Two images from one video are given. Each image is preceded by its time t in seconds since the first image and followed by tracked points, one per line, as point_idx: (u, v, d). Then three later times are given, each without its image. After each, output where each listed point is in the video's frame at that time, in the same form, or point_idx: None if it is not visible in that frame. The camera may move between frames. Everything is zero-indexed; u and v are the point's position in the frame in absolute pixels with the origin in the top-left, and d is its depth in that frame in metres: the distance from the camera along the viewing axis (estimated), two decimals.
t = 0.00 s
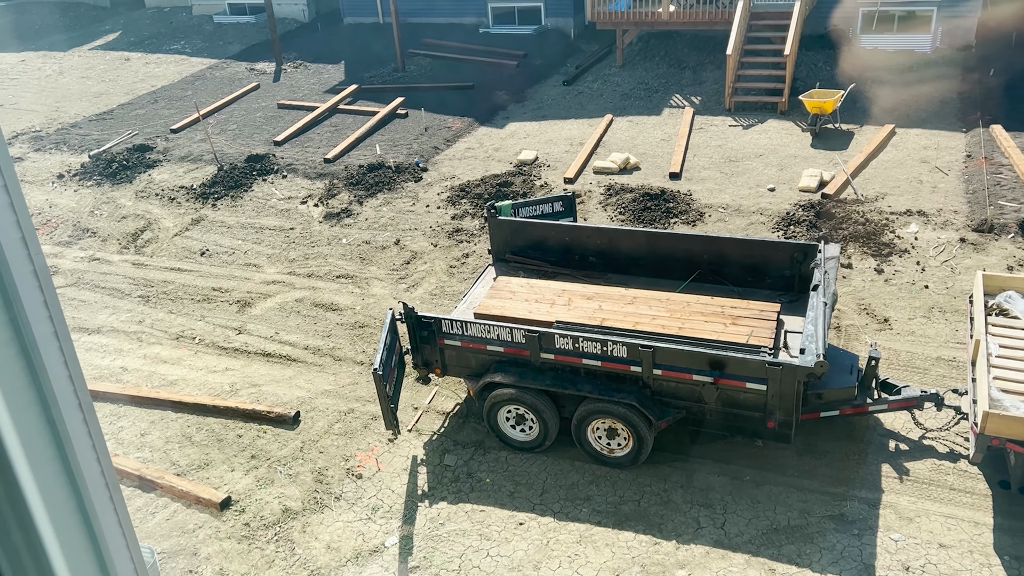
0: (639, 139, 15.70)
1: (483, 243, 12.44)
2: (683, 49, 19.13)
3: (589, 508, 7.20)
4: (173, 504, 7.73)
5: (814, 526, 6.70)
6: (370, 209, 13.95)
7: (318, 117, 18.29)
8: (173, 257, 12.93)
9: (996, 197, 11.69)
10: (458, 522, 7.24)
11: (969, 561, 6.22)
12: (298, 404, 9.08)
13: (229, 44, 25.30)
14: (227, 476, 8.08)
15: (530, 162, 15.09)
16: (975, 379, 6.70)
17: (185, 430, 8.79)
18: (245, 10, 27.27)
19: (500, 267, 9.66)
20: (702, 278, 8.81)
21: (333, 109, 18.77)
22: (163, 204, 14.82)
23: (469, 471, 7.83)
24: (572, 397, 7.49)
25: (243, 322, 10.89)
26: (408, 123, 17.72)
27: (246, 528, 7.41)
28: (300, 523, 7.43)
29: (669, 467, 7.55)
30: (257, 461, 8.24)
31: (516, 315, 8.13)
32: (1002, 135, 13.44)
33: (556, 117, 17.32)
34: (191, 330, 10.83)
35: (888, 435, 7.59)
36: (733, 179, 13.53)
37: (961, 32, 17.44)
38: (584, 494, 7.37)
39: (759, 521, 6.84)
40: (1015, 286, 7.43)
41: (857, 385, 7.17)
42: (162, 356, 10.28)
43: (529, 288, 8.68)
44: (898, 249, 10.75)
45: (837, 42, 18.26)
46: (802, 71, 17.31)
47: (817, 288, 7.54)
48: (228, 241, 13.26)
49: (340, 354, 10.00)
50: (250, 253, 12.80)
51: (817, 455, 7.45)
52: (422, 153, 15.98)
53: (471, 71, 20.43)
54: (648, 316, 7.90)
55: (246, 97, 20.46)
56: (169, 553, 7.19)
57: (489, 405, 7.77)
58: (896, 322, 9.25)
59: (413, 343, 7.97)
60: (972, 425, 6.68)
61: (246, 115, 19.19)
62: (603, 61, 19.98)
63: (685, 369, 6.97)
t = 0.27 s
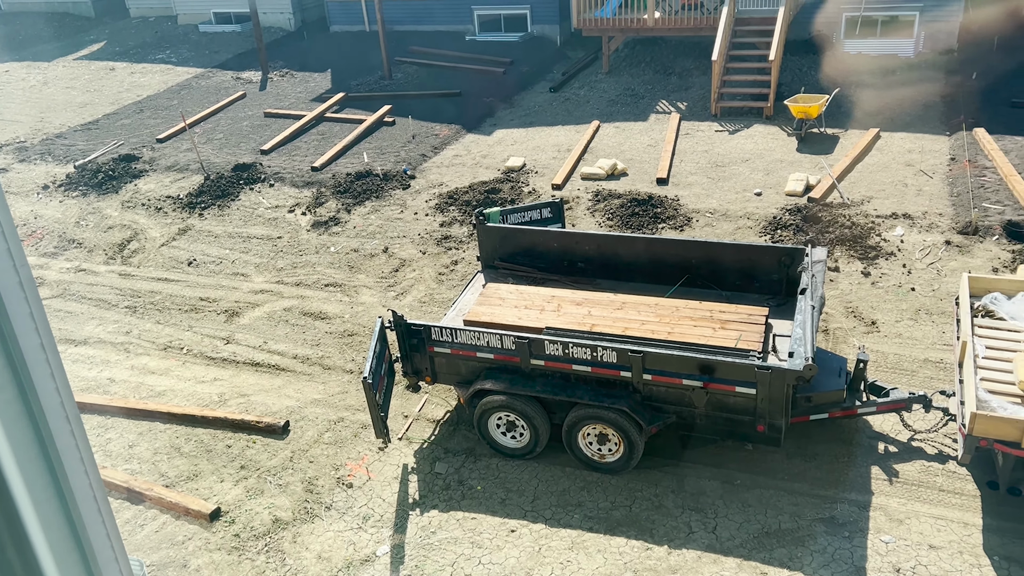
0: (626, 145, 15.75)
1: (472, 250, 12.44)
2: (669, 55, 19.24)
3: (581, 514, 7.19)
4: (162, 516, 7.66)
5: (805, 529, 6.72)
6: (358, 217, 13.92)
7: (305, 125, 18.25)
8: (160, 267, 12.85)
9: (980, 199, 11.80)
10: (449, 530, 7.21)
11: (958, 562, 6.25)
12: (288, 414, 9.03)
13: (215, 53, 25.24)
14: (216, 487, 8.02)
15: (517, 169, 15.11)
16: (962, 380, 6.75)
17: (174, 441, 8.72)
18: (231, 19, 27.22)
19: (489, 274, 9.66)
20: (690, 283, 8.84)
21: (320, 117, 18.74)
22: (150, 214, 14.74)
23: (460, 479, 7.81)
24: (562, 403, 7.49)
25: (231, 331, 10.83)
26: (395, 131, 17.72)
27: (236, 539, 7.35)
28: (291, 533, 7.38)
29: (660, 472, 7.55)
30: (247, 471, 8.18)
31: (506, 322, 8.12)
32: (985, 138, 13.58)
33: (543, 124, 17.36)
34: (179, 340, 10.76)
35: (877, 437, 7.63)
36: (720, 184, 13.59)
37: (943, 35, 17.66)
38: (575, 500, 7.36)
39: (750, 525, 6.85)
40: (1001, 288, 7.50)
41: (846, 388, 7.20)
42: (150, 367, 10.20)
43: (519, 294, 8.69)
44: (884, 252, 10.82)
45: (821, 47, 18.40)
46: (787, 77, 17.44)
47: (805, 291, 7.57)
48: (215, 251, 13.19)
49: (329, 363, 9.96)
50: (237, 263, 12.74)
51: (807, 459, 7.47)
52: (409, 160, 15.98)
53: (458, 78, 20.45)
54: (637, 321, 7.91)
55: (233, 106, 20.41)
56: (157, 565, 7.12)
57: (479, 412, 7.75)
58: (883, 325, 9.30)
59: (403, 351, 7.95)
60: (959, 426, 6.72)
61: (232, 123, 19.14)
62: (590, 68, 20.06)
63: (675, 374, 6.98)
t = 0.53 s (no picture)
0: (610, 154, 15.83)
1: (458, 260, 12.44)
2: (651, 65, 19.39)
3: (571, 525, 7.18)
4: (148, 533, 7.57)
5: (794, 536, 6.74)
6: (343, 228, 13.89)
7: (289, 137, 18.21)
8: (144, 281, 12.76)
9: (961, 205, 11.94)
10: (439, 543, 7.18)
11: (947, 566, 6.29)
12: (275, 428, 8.98)
13: (197, 65, 25.17)
14: (203, 503, 7.94)
15: (502, 179, 15.14)
16: (946, 385, 6.81)
17: (160, 457, 8.64)
18: (213, 31, 27.16)
19: (476, 284, 9.66)
20: (677, 291, 8.88)
21: (303, 129, 18.71)
22: (133, 228, 14.64)
23: (449, 490, 7.79)
24: (551, 413, 7.49)
25: (217, 345, 10.76)
26: (379, 142, 17.72)
27: (223, 556, 7.28)
28: (279, 548, 7.32)
29: (649, 480, 7.56)
30: (234, 487, 8.12)
31: (493, 332, 8.12)
32: (964, 145, 13.76)
33: (527, 134, 17.41)
34: (163, 355, 10.68)
35: (864, 443, 7.68)
36: (704, 192, 13.67)
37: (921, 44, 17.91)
38: (565, 510, 7.36)
39: (740, 532, 6.86)
40: (983, 293, 7.58)
41: (833, 394, 7.25)
42: (135, 383, 10.11)
43: (506, 304, 8.69)
44: (868, 258, 10.92)
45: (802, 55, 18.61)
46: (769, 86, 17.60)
47: (791, 298, 7.63)
48: (200, 264, 13.12)
49: (316, 375, 9.91)
50: (222, 276, 12.68)
51: (795, 465, 7.51)
52: (394, 171, 15.97)
53: (442, 89, 20.49)
54: (624, 330, 7.94)
55: (216, 118, 20.34)
56: None
57: (468, 423, 7.73)
58: (868, 331, 9.38)
59: (390, 362, 7.93)
60: (944, 430, 6.78)
61: (215, 136, 19.07)
62: (573, 77, 20.16)
63: (663, 382, 7.00)
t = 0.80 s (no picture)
0: (594, 164, 15.89)
1: (444, 272, 12.43)
2: (634, 75, 19.52)
3: (563, 537, 7.16)
4: (134, 553, 7.44)
5: (786, 544, 6.75)
6: (328, 241, 13.85)
7: (271, 150, 18.16)
8: (126, 296, 12.65)
9: (942, 212, 12.08)
10: (430, 558, 7.13)
11: (937, 572, 6.32)
12: (262, 444, 8.91)
13: (178, 79, 25.07)
14: (189, 521, 7.86)
15: (487, 190, 15.15)
16: (934, 391, 6.86)
17: (144, 475, 8.55)
18: (194, 44, 27.07)
19: (463, 296, 9.64)
20: (664, 300, 8.91)
21: (286, 142, 18.66)
22: (114, 243, 14.53)
23: (439, 505, 7.75)
24: (541, 425, 7.48)
25: (201, 361, 10.67)
26: (363, 154, 17.70)
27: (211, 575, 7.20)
28: (268, 566, 7.25)
29: (640, 491, 7.56)
30: (221, 504, 8.04)
31: (482, 344, 8.10)
32: (944, 152, 13.93)
33: (511, 145, 17.45)
34: (147, 371, 10.57)
35: (853, 450, 7.72)
36: (689, 202, 13.75)
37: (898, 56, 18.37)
38: (557, 523, 7.33)
39: (732, 542, 6.86)
40: (967, 298, 7.66)
41: (821, 402, 7.28)
42: (118, 400, 10.00)
43: (494, 316, 8.68)
44: (852, 265, 11.01)
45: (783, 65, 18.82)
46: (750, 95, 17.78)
47: (778, 307, 7.67)
48: (182, 279, 13.02)
49: (302, 390, 9.85)
50: (206, 290, 12.59)
51: (785, 473, 7.53)
52: (378, 184, 15.95)
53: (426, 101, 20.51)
54: (613, 340, 7.94)
55: (198, 131, 20.26)
56: None
57: (458, 436, 7.70)
58: (854, 337, 9.45)
59: (378, 376, 7.89)
60: (933, 436, 6.82)
61: (197, 150, 18.98)
62: (556, 88, 20.24)
63: (653, 392, 7.01)
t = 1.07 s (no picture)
0: (579, 174, 15.94)
1: (431, 283, 12.41)
2: (617, 85, 19.64)
3: (555, 549, 7.13)
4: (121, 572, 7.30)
5: (779, 553, 6.76)
6: (313, 253, 13.79)
7: (254, 163, 18.08)
8: (108, 311, 12.52)
9: (925, 219, 12.21)
10: (422, 572, 7.08)
11: None
12: (249, 459, 8.83)
13: (159, 91, 24.94)
14: (176, 539, 7.76)
15: (473, 201, 15.16)
16: (922, 397, 6.92)
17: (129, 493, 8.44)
18: (174, 55, 26.96)
19: (451, 308, 9.62)
20: (652, 309, 8.93)
21: (269, 153, 18.59)
22: (96, 257, 14.40)
23: (430, 519, 7.70)
24: (532, 436, 7.46)
25: (186, 375, 10.58)
26: (347, 165, 17.66)
27: None
28: None
29: (631, 501, 7.56)
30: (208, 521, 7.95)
31: (471, 355, 8.08)
32: (925, 159, 14.10)
33: (496, 155, 17.48)
34: (130, 387, 10.46)
35: (843, 457, 7.76)
36: (674, 211, 13.82)
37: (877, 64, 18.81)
38: (549, 535, 7.31)
39: (725, 551, 6.87)
40: (953, 305, 7.73)
41: (810, 409, 7.32)
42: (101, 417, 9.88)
43: (482, 327, 8.67)
44: (837, 273, 11.10)
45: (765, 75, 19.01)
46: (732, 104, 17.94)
47: (767, 315, 7.72)
48: (166, 293, 12.91)
49: (289, 404, 9.77)
50: (190, 304, 12.49)
51: (776, 482, 7.55)
52: (363, 195, 15.92)
53: (410, 112, 20.51)
54: (603, 350, 7.95)
55: (179, 144, 20.15)
56: None
57: (448, 449, 7.67)
58: (841, 345, 9.51)
59: (367, 389, 7.85)
60: (922, 443, 6.87)
61: (179, 162, 18.87)
62: (540, 98, 20.31)
63: (644, 402, 7.02)
